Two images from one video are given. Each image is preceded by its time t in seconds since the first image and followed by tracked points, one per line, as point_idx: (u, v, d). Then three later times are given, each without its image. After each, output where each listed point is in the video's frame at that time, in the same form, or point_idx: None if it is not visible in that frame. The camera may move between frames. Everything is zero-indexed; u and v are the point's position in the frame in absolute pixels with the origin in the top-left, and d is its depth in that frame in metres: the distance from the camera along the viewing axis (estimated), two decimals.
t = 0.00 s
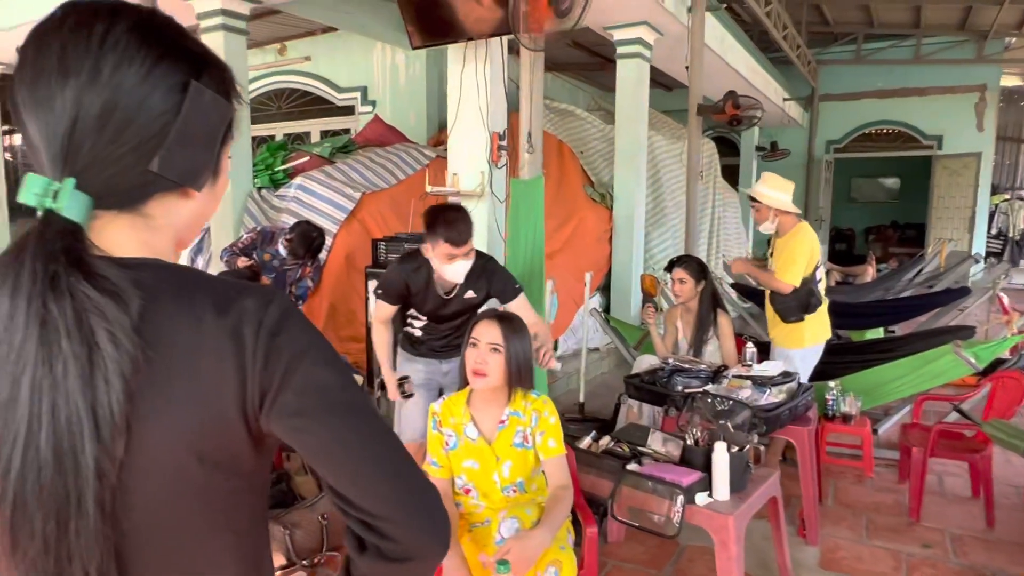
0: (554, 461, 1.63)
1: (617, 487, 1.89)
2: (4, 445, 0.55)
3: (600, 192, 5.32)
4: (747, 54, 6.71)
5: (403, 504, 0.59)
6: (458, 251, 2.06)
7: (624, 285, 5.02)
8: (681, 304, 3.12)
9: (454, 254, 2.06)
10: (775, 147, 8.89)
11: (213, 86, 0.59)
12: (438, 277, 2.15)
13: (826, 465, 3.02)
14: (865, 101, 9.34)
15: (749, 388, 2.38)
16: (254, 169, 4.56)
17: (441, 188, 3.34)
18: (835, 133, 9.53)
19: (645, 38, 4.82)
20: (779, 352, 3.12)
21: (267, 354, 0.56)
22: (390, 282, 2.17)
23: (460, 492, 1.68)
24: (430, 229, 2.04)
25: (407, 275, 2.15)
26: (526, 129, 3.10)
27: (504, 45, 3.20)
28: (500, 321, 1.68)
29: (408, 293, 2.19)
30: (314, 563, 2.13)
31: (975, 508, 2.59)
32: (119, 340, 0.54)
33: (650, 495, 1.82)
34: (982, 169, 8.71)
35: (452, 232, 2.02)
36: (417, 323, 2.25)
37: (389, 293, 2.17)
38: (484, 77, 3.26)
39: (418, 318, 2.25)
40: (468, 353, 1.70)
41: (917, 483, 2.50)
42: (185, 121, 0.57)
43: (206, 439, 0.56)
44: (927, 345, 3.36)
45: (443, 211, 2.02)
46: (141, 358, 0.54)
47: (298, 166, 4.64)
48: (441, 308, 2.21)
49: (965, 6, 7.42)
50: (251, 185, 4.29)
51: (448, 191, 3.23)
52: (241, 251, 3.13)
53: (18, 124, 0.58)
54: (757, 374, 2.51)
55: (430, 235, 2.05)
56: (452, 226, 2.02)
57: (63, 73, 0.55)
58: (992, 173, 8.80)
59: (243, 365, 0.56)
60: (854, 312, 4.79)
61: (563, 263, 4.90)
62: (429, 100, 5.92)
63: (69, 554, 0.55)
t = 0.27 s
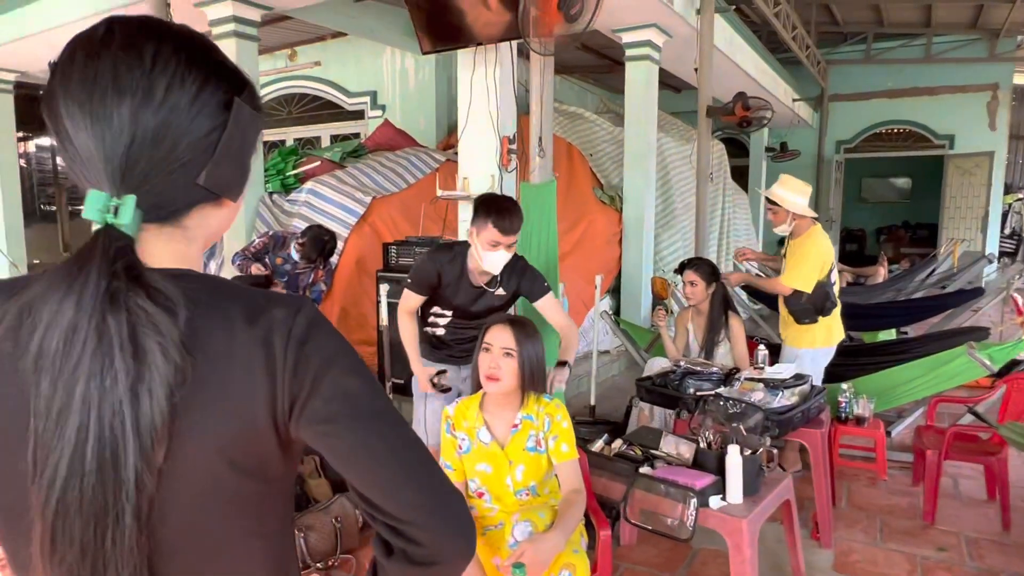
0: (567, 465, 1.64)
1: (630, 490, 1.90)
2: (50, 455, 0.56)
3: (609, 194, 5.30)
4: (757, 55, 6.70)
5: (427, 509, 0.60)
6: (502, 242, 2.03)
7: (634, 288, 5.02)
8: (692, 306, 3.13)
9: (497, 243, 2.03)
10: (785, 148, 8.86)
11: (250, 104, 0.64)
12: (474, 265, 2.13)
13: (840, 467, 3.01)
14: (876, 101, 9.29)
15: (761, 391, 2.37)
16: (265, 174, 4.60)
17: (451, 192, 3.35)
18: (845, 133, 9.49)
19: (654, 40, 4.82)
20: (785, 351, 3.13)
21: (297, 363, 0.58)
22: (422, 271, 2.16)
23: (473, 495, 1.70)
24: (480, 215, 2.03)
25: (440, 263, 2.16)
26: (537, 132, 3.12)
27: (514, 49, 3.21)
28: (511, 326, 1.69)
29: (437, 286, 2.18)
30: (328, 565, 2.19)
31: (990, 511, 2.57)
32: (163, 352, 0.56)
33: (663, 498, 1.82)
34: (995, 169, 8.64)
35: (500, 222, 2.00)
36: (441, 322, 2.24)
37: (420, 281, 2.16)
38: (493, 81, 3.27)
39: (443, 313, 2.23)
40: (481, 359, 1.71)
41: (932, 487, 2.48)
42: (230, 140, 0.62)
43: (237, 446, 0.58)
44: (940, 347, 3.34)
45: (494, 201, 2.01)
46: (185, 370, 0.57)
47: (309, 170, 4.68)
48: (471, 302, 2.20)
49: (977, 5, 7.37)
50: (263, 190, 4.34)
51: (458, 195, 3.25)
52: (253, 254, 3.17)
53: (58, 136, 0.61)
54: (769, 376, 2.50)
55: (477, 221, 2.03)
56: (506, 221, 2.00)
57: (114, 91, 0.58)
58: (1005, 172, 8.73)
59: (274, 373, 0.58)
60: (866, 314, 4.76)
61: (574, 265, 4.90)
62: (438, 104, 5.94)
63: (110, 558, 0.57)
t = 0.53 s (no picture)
0: (575, 466, 1.64)
1: (637, 491, 1.90)
2: (83, 455, 0.57)
3: (614, 195, 5.30)
4: (761, 54, 6.69)
5: (444, 507, 0.61)
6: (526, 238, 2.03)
7: (640, 288, 5.02)
8: (698, 306, 3.13)
9: (522, 237, 2.03)
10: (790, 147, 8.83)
11: (267, 110, 0.66)
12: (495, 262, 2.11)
13: (848, 467, 3.00)
14: (882, 99, 9.26)
15: (768, 391, 2.37)
16: (271, 177, 4.62)
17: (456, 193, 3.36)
18: (851, 131, 9.46)
19: (659, 40, 4.82)
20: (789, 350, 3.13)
21: (315, 364, 0.59)
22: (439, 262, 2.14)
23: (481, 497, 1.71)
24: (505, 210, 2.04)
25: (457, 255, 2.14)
26: (542, 133, 3.12)
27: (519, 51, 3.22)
28: (518, 327, 1.69)
29: (453, 279, 2.16)
30: (336, 565, 2.23)
31: (1000, 510, 2.56)
32: (189, 353, 0.57)
33: (671, 498, 1.82)
34: (1002, 167, 8.62)
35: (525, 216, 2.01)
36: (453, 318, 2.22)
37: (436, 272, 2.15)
38: (498, 83, 3.28)
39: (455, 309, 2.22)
40: (489, 362, 1.72)
41: (940, 486, 2.48)
42: (249, 145, 0.63)
43: (258, 445, 0.59)
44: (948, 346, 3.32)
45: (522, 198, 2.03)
46: (212, 371, 0.58)
47: (315, 173, 4.70)
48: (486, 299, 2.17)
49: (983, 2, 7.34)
50: (269, 194, 4.38)
51: (464, 197, 3.25)
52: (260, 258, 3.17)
53: (78, 141, 0.61)
54: (776, 376, 2.50)
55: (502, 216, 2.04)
56: (535, 216, 2.02)
57: (138, 97, 0.59)
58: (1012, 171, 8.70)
59: (293, 374, 0.59)
60: (872, 313, 4.75)
61: (580, 266, 4.90)
62: (443, 106, 5.95)
63: (137, 557, 0.57)
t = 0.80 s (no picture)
0: (576, 465, 1.64)
1: (639, 489, 1.90)
2: (89, 455, 0.57)
3: (615, 194, 5.31)
4: (761, 52, 6.68)
5: (448, 503, 0.61)
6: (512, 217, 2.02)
7: (641, 287, 5.02)
8: (699, 304, 3.13)
9: (508, 217, 2.02)
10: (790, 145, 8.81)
11: (267, 110, 0.66)
12: (488, 248, 2.11)
13: (849, 465, 2.99)
14: (882, 96, 9.25)
15: (769, 389, 2.37)
16: (272, 177, 4.62)
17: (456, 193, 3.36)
18: (851, 129, 9.45)
19: (658, 39, 4.82)
20: (789, 346, 3.14)
21: (318, 363, 0.59)
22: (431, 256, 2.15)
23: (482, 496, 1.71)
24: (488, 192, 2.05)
25: (449, 247, 2.13)
26: (542, 133, 3.12)
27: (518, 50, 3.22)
28: (519, 327, 1.70)
29: (446, 273, 2.17)
30: (338, 565, 2.23)
31: (1002, 508, 2.56)
32: (193, 352, 0.57)
33: (673, 496, 1.82)
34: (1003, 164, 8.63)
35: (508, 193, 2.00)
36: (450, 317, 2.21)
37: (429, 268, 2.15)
38: (497, 82, 3.27)
39: (452, 306, 2.21)
40: (490, 362, 1.72)
41: (943, 483, 2.47)
42: (250, 146, 0.63)
43: (262, 444, 0.59)
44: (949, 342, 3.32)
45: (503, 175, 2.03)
46: (217, 371, 0.58)
47: (316, 173, 4.70)
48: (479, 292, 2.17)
49: None
50: (270, 194, 4.40)
51: (464, 197, 3.25)
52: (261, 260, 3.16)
53: (80, 141, 0.61)
54: (778, 374, 2.49)
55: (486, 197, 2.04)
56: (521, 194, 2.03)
57: (141, 98, 0.59)
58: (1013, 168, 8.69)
59: (296, 373, 0.59)
60: (873, 310, 4.75)
61: (580, 265, 4.89)
62: (443, 106, 5.95)
63: (143, 556, 0.57)
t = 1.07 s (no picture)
0: (575, 464, 1.65)
1: (637, 488, 1.90)
2: (88, 456, 0.57)
3: (614, 192, 5.32)
4: (760, 49, 6.68)
5: (446, 502, 0.61)
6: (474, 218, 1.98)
7: (640, 285, 5.02)
8: (698, 303, 3.13)
9: (471, 221, 1.98)
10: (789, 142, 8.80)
11: (263, 112, 0.66)
12: (454, 249, 2.07)
13: (848, 462, 3.00)
14: (881, 93, 9.25)
15: (768, 387, 2.37)
16: (271, 177, 4.63)
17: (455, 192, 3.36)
18: (850, 126, 9.45)
19: (656, 37, 4.81)
20: (783, 341, 3.15)
21: (316, 363, 0.59)
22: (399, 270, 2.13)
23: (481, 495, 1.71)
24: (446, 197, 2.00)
25: (417, 259, 2.09)
26: (540, 132, 3.12)
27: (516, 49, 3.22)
28: (517, 328, 1.70)
29: (417, 283, 2.13)
30: (338, 565, 2.24)
31: (1001, 504, 2.56)
32: (191, 353, 0.57)
33: (672, 495, 1.82)
34: (1001, 161, 8.60)
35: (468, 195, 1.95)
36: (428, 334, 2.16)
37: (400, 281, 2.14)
38: (495, 81, 3.27)
39: (430, 321, 2.15)
40: (489, 363, 1.72)
41: (942, 480, 2.48)
42: (246, 148, 0.63)
43: (259, 444, 0.60)
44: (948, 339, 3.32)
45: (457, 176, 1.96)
46: (215, 372, 0.59)
47: (315, 173, 4.70)
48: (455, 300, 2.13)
49: None
50: (268, 194, 4.40)
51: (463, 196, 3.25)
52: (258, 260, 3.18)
53: (76, 144, 0.61)
54: (776, 372, 2.50)
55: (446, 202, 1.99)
56: (476, 191, 1.97)
57: (137, 101, 0.59)
58: (1012, 164, 8.68)
59: (292, 374, 0.59)
60: (872, 307, 4.75)
61: (581, 263, 4.88)
62: (441, 105, 5.95)
63: (143, 556, 0.58)
